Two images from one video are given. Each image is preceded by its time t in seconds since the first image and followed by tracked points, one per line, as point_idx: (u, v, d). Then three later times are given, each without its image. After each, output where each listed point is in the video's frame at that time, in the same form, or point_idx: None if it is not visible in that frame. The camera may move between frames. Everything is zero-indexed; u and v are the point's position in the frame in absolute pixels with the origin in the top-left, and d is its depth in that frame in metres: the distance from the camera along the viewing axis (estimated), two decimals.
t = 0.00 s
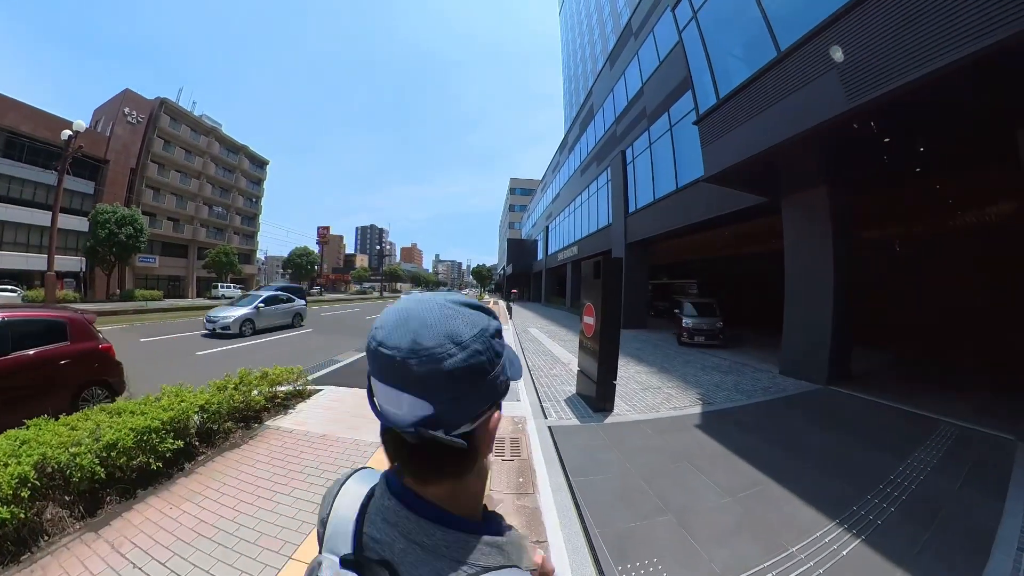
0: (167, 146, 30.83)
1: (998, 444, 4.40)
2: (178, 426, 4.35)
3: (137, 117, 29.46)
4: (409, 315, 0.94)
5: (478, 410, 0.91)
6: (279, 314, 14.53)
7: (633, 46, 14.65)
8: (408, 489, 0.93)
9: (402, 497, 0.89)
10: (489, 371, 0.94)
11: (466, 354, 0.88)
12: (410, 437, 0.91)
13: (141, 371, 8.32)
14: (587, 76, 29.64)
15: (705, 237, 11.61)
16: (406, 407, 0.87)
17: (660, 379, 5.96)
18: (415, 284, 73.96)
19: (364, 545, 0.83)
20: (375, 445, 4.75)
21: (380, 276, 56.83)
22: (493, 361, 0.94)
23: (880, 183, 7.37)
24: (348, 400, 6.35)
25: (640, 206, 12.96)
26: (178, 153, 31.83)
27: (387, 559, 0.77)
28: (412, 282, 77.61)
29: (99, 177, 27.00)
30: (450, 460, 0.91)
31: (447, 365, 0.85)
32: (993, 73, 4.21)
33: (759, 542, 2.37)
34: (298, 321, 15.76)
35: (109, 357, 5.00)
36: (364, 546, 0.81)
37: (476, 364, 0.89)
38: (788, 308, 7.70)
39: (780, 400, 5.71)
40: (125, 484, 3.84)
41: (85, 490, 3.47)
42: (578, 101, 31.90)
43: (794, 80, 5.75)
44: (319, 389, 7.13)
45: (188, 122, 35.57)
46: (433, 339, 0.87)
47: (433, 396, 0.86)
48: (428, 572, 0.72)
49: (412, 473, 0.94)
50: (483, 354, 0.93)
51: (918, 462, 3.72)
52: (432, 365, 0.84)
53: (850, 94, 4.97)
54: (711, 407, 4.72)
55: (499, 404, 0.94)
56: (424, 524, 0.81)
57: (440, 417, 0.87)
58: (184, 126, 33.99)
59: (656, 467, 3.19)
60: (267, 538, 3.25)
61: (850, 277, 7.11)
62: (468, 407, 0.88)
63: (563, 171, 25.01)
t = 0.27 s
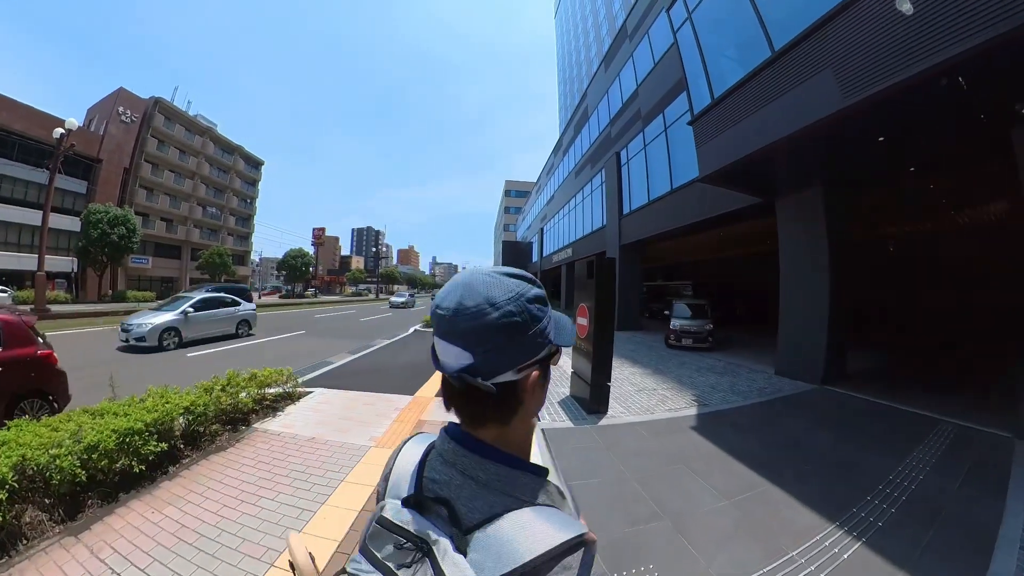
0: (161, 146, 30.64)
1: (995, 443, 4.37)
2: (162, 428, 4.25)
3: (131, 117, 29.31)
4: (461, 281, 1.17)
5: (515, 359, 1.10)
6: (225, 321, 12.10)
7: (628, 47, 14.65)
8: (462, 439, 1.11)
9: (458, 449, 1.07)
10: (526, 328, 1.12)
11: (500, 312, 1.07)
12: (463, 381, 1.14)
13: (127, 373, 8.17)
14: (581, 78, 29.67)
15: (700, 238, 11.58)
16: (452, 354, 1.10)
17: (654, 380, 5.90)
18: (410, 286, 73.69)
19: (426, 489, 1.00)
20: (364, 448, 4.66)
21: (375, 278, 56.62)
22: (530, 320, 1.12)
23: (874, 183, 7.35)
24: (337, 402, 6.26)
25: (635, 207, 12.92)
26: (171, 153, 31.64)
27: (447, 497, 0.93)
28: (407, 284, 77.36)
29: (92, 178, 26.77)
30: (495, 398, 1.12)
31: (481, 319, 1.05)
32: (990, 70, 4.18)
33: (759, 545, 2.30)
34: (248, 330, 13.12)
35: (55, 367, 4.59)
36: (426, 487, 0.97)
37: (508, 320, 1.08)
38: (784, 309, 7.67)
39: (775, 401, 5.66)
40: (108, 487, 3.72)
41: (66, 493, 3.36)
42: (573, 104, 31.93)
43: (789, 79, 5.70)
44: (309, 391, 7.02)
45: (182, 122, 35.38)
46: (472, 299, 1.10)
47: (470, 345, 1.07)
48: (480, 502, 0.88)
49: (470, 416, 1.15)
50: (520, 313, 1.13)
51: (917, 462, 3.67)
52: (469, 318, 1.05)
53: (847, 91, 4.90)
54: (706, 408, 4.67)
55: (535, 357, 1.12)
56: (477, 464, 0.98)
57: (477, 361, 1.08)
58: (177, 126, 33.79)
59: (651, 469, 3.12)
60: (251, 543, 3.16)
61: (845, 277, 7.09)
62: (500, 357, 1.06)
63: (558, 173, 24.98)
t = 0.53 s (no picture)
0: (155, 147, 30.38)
1: (999, 449, 4.23)
2: (138, 434, 4.08)
3: (124, 116, 29.05)
4: (473, 317, 1.07)
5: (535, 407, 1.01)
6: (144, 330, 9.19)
7: (623, 48, 14.56)
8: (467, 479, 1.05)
9: (462, 487, 1.01)
10: (547, 370, 1.03)
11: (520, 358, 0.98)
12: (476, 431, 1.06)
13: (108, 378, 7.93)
14: (577, 80, 29.62)
15: (696, 239, 11.46)
16: (465, 404, 1.02)
17: (647, 385, 5.74)
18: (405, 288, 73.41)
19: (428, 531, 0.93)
20: (342, 457, 4.49)
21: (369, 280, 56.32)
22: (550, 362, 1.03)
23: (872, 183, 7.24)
24: (320, 408, 6.07)
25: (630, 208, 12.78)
26: (165, 154, 31.37)
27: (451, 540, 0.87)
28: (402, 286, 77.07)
29: (85, 178, 26.48)
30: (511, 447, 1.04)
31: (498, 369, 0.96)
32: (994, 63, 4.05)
33: (759, 567, 2.13)
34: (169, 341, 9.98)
35: None
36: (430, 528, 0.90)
37: (529, 367, 0.98)
38: (781, 312, 7.53)
39: (773, 406, 5.51)
40: (80, 494, 3.56)
41: (33, 501, 3.20)
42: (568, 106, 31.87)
43: (786, 74, 5.55)
44: (292, 397, 6.80)
45: (176, 122, 35.10)
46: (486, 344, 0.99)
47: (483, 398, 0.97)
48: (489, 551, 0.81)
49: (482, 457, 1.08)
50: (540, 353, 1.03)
51: (921, 471, 3.52)
52: (484, 367, 0.95)
53: (846, 85, 4.74)
54: (701, 415, 4.50)
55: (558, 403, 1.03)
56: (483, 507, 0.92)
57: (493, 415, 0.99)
58: (171, 126, 33.53)
59: (642, 483, 2.94)
60: (215, 558, 2.98)
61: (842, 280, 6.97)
62: (521, 410, 0.97)
63: (552, 175, 24.86)
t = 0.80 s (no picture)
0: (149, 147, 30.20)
1: (1000, 457, 4.07)
2: (112, 436, 3.99)
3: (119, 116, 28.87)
4: (489, 342, 1.13)
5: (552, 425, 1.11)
6: (10, 343, 6.96)
7: (617, 49, 14.46)
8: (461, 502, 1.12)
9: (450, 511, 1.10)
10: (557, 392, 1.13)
11: (544, 380, 1.08)
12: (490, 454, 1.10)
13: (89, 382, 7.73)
14: (572, 83, 29.56)
15: (690, 241, 11.32)
16: (482, 427, 1.08)
17: (637, 391, 5.57)
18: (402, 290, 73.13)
19: (421, 555, 1.00)
20: (314, 465, 4.35)
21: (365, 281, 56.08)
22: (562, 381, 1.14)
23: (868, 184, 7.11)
24: (300, 413, 5.89)
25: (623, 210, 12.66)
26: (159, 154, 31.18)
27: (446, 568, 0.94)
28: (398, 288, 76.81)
29: (78, 178, 26.28)
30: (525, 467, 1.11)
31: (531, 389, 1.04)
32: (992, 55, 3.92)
33: None
34: (55, 358, 7.63)
35: None
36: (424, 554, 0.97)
37: (544, 389, 1.07)
38: (775, 315, 7.39)
39: (766, 412, 5.35)
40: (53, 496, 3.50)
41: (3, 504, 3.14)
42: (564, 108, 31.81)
43: (778, 70, 5.42)
44: (274, 400, 6.62)
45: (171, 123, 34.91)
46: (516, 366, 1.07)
47: (514, 419, 1.04)
48: None
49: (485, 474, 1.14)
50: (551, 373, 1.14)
51: (920, 482, 3.36)
52: (510, 392, 1.02)
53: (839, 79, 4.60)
54: (692, 423, 4.34)
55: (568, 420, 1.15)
56: (478, 533, 0.99)
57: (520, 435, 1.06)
58: (165, 127, 33.34)
59: (623, 497, 2.77)
60: (176, 566, 2.90)
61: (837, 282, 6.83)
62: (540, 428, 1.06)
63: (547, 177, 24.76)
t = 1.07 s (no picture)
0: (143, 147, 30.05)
1: (1002, 465, 3.92)
2: (85, 441, 3.96)
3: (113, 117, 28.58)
4: (454, 351, 0.98)
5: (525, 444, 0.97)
6: None
7: (611, 49, 14.39)
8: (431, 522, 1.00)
9: (427, 528, 0.96)
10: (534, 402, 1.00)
11: (516, 394, 0.93)
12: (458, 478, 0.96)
13: (70, 385, 7.56)
14: (568, 84, 29.49)
15: (684, 242, 11.22)
16: (448, 452, 0.91)
17: (628, 396, 5.41)
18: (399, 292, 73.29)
19: None
20: (286, 472, 4.21)
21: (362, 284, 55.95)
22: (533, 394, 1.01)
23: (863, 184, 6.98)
24: (282, 417, 5.74)
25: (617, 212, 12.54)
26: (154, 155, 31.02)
27: None
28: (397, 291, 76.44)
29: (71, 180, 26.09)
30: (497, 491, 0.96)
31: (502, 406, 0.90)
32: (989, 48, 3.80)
33: None
34: None
35: None
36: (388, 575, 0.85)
37: (522, 402, 0.93)
38: (770, 318, 7.25)
39: (761, 418, 5.19)
40: (24, 501, 3.49)
41: None
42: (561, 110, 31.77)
43: (773, 65, 5.25)
44: (256, 405, 6.44)
45: (165, 123, 34.75)
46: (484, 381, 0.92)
47: (485, 440, 0.89)
48: None
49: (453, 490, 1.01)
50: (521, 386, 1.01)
51: (922, 494, 3.19)
52: (481, 407, 0.87)
53: (837, 74, 4.44)
54: (683, 431, 4.18)
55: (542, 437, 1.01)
56: (451, 556, 0.88)
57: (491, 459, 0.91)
58: (160, 127, 33.13)
59: (604, 512, 2.62)
60: (138, 571, 2.88)
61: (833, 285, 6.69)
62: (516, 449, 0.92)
63: (542, 179, 24.67)
